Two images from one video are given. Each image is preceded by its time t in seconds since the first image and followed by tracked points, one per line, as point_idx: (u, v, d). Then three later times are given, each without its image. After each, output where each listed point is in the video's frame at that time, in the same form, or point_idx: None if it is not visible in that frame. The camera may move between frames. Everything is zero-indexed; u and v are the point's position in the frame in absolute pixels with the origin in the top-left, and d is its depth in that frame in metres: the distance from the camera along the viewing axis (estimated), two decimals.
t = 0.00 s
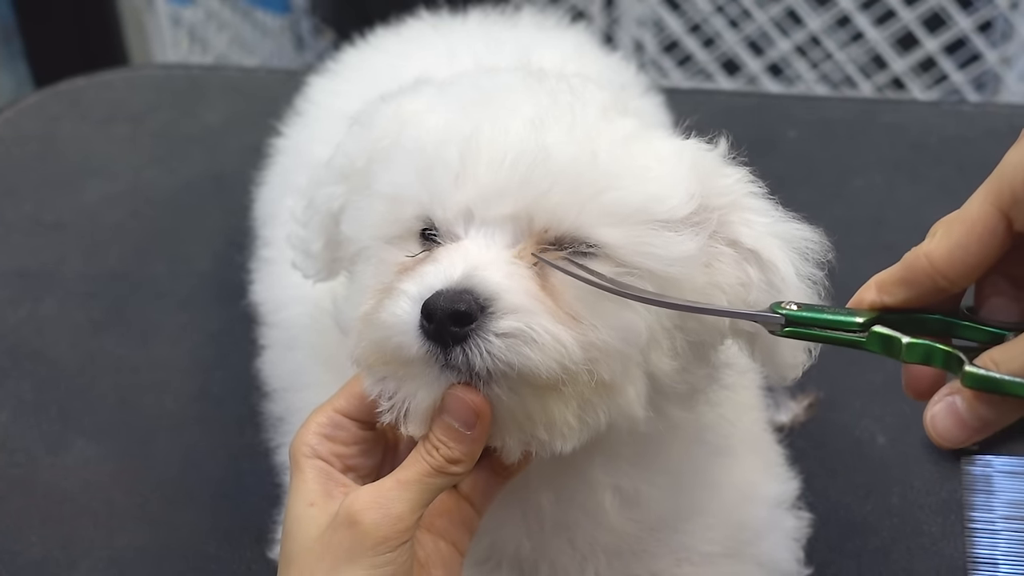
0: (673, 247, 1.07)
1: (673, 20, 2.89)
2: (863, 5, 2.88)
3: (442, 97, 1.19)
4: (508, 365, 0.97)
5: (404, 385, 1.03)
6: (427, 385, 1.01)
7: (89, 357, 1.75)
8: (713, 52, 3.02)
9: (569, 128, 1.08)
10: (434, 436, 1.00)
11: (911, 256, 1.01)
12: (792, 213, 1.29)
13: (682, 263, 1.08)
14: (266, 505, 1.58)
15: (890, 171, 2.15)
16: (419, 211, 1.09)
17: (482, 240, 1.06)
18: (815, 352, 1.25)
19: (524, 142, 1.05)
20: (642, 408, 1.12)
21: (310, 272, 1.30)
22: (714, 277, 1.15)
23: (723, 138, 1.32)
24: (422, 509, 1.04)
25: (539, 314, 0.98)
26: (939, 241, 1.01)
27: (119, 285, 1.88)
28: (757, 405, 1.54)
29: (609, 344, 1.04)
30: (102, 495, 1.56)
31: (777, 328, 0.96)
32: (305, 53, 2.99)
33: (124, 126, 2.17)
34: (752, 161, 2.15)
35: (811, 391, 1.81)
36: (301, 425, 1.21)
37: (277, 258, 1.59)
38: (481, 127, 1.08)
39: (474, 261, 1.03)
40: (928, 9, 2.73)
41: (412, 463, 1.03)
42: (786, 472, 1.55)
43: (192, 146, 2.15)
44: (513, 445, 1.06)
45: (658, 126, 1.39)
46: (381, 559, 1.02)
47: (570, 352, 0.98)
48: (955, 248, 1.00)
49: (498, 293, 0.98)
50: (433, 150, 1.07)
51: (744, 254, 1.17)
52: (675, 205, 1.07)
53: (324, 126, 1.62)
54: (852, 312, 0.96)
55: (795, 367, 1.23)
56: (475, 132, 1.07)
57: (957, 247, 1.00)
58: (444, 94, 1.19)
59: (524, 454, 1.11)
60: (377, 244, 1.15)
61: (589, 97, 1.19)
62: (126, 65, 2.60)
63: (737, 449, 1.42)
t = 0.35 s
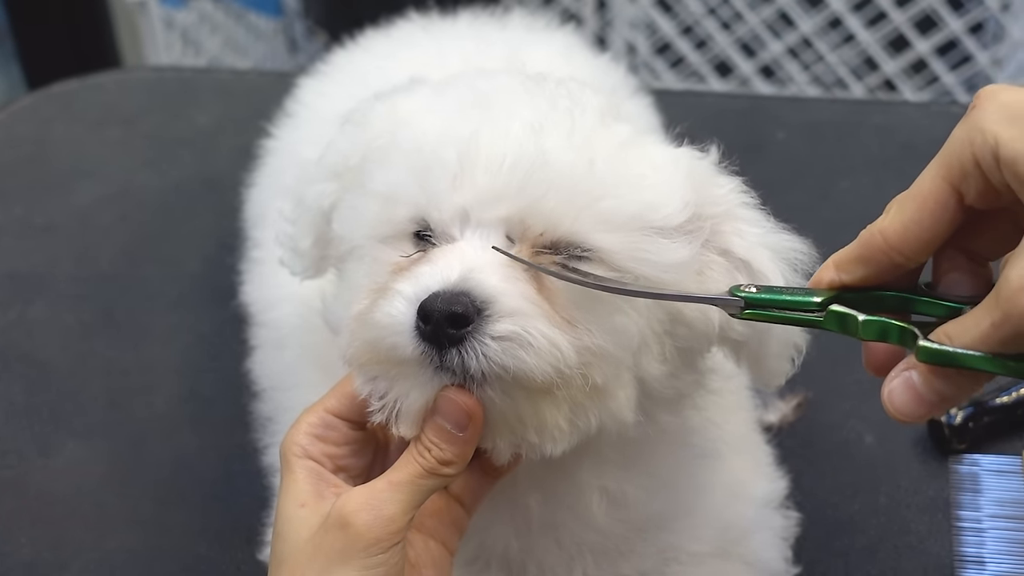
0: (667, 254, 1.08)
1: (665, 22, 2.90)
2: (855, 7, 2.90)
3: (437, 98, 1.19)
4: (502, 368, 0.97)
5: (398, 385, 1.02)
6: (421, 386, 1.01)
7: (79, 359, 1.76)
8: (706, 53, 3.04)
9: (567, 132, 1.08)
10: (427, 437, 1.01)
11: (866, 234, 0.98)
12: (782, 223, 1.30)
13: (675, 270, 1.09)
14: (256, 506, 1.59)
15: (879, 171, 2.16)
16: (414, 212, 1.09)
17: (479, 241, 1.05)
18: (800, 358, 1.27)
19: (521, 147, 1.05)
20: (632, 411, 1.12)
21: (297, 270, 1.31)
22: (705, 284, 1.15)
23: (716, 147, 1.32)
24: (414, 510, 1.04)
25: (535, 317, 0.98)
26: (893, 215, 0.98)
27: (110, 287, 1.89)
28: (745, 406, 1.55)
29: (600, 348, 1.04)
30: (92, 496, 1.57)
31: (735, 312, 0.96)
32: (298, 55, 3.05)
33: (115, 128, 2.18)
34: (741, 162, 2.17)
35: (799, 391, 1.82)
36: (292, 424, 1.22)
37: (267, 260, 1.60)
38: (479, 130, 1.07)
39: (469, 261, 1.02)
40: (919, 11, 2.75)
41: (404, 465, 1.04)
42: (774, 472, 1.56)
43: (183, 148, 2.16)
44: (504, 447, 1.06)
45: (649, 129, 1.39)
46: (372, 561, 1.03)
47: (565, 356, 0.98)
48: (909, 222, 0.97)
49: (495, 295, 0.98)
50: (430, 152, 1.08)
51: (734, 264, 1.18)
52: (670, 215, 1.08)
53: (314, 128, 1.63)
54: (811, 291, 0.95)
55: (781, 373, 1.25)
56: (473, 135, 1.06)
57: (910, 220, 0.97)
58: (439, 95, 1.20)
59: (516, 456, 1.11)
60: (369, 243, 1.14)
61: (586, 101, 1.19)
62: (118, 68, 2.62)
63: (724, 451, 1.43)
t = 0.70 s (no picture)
0: (658, 247, 1.08)
1: (656, 25, 2.91)
2: (846, 10, 2.91)
3: (426, 100, 1.19)
4: (495, 370, 0.97)
5: (387, 387, 1.02)
6: (412, 388, 1.01)
7: (70, 362, 1.76)
8: (697, 56, 3.05)
9: (557, 130, 1.08)
10: (419, 439, 1.01)
11: (826, 218, 1.00)
12: (769, 204, 1.30)
13: (667, 262, 1.10)
14: (247, 509, 1.59)
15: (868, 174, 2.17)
16: (406, 210, 1.09)
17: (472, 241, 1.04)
18: (802, 344, 1.24)
19: (511, 145, 1.05)
20: (624, 413, 1.12)
21: (283, 271, 1.31)
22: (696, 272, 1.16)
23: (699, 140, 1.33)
24: (406, 512, 1.04)
25: (528, 320, 0.98)
26: (852, 198, 1.00)
27: (101, 290, 1.89)
28: (736, 408, 1.55)
29: (592, 351, 1.04)
30: (83, 499, 1.57)
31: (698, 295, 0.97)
32: (290, 59, 3.00)
33: (106, 131, 2.19)
34: (731, 165, 2.18)
35: (789, 393, 1.83)
36: (283, 428, 1.22)
37: (257, 263, 1.61)
38: (470, 132, 1.08)
39: (462, 263, 1.02)
40: (910, 14, 2.76)
41: (395, 467, 1.04)
42: (764, 474, 1.57)
43: (175, 151, 2.16)
44: (496, 449, 1.06)
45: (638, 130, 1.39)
46: (364, 563, 1.03)
47: (557, 358, 0.98)
48: (867, 206, 0.99)
49: (488, 298, 0.98)
50: (423, 152, 1.08)
51: (722, 246, 1.18)
52: (658, 205, 1.09)
53: (304, 130, 1.63)
54: (774, 274, 0.97)
55: (782, 360, 1.22)
56: (464, 137, 1.06)
57: (868, 204, 0.99)
58: (428, 97, 1.20)
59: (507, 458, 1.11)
60: (360, 244, 1.14)
61: (575, 102, 1.19)
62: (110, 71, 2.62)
63: (714, 453, 1.43)
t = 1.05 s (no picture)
0: (655, 246, 1.08)
1: (650, 27, 2.91)
2: (840, 12, 2.91)
3: (421, 101, 1.19)
4: (491, 373, 0.96)
5: (383, 389, 1.02)
6: (408, 390, 1.01)
7: (63, 364, 1.76)
8: (691, 58, 3.05)
9: (553, 132, 1.08)
10: (415, 442, 1.00)
11: (832, 222, 0.99)
12: (763, 196, 1.30)
13: (665, 261, 1.09)
14: (241, 511, 1.58)
15: (863, 175, 2.17)
16: (403, 211, 1.09)
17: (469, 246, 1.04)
18: (802, 335, 1.23)
19: (508, 147, 1.05)
20: (620, 417, 1.12)
21: (276, 271, 1.31)
22: (692, 269, 1.15)
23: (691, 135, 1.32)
24: (402, 514, 1.04)
25: (524, 324, 0.97)
26: (858, 203, 0.99)
27: (94, 292, 1.88)
28: (730, 409, 1.55)
29: (589, 354, 1.04)
30: (76, 502, 1.57)
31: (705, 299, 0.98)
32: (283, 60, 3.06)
33: (99, 132, 2.18)
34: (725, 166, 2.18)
35: (783, 394, 1.82)
36: (277, 431, 1.21)
37: (251, 265, 1.60)
38: (467, 133, 1.07)
39: (458, 266, 1.02)
40: (903, 16, 2.76)
41: (391, 470, 1.04)
42: (759, 475, 1.57)
43: (168, 153, 2.16)
44: (491, 452, 1.06)
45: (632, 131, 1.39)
46: (359, 566, 1.03)
47: (554, 362, 0.98)
48: (873, 210, 0.97)
49: (485, 301, 0.98)
50: (420, 154, 1.07)
51: (717, 239, 1.17)
52: (654, 203, 1.08)
53: (299, 132, 1.63)
54: (780, 277, 0.97)
55: (782, 350, 1.21)
56: (461, 138, 1.06)
57: (873, 208, 0.97)
58: (424, 97, 1.20)
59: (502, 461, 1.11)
60: (355, 245, 1.14)
61: (570, 103, 1.19)
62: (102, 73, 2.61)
63: (709, 454, 1.43)
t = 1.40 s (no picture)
0: (660, 247, 1.08)
1: (646, 27, 2.92)
2: (836, 12, 2.92)
3: (424, 101, 1.19)
4: (497, 375, 0.96)
5: (388, 390, 1.02)
6: (412, 390, 1.01)
7: (62, 366, 1.76)
8: (687, 58, 3.05)
9: (557, 132, 1.08)
10: (418, 443, 1.00)
11: (839, 237, 0.99)
12: (763, 191, 1.30)
13: (671, 263, 1.09)
14: (241, 512, 1.58)
15: (860, 175, 2.18)
16: (407, 211, 1.08)
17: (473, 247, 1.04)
18: (805, 329, 1.23)
19: (512, 147, 1.05)
20: (623, 418, 1.12)
21: (277, 268, 1.30)
22: (695, 269, 1.15)
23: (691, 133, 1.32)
24: (406, 515, 1.04)
25: (530, 325, 0.97)
26: (866, 219, 0.99)
27: (92, 293, 1.88)
28: (729, 409, 1.55)
29: (593, 355, 1.04)
30: (75, 503, 1.57)
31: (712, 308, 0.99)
32: (279, 60, 3.03)
33: (97, 133, 2.18)
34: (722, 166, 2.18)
35: (781, 394, 1.83)
36: (279, 431, 1.21)
37: (250, 263, 1.60)
38: (472, 133, 1.07)
39: (463, 266, 1.02)
40: (900, 16, 2.76)
41: (395, 470, 1.03)
42: (758, 475, 1.57)
43: (166, 153, 2.16)
44: (494, 453, 1.06)
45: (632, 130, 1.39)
46: (363, 567, 1.03)
47: (559, 364, 0.98)
48: (880, 228, 0.97)
49: (490, 302, 0.98)
50: (425, 154, 1.07)
51: (719, 235, 1.17)
52: (659, 203, 1.09)
53: (298, 131, 1.63)
54: (786, 286, 0.97)
55: (787, 345, 1.21)
56: (466, 139, 1.06)
57: (880, 227, 0.97)
58: (426, 97, 1.20)
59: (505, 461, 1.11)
60: (359, 245, 1.14)
61: (573, 104, 1.19)
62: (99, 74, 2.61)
63: (709, 454, 1.43)
